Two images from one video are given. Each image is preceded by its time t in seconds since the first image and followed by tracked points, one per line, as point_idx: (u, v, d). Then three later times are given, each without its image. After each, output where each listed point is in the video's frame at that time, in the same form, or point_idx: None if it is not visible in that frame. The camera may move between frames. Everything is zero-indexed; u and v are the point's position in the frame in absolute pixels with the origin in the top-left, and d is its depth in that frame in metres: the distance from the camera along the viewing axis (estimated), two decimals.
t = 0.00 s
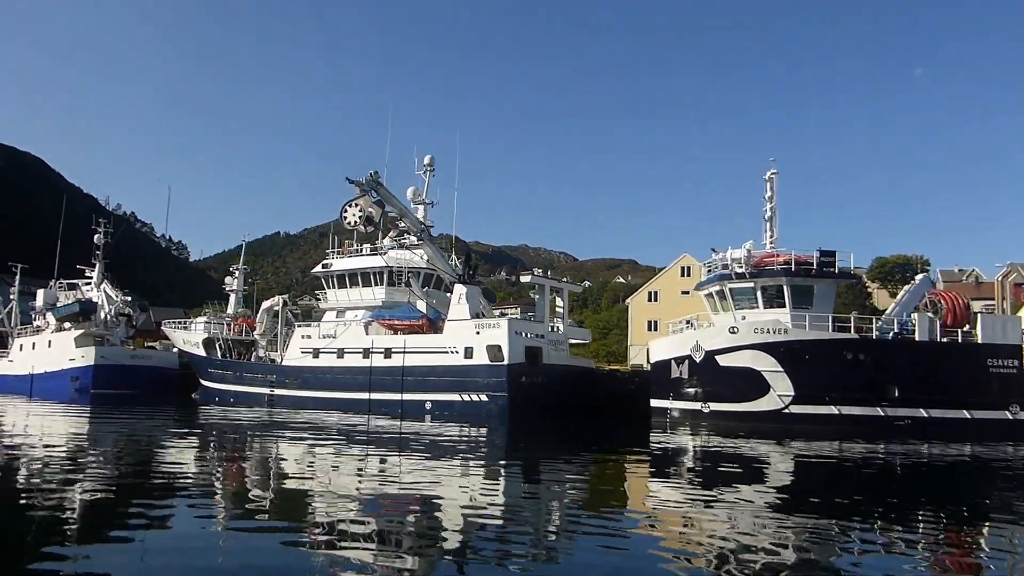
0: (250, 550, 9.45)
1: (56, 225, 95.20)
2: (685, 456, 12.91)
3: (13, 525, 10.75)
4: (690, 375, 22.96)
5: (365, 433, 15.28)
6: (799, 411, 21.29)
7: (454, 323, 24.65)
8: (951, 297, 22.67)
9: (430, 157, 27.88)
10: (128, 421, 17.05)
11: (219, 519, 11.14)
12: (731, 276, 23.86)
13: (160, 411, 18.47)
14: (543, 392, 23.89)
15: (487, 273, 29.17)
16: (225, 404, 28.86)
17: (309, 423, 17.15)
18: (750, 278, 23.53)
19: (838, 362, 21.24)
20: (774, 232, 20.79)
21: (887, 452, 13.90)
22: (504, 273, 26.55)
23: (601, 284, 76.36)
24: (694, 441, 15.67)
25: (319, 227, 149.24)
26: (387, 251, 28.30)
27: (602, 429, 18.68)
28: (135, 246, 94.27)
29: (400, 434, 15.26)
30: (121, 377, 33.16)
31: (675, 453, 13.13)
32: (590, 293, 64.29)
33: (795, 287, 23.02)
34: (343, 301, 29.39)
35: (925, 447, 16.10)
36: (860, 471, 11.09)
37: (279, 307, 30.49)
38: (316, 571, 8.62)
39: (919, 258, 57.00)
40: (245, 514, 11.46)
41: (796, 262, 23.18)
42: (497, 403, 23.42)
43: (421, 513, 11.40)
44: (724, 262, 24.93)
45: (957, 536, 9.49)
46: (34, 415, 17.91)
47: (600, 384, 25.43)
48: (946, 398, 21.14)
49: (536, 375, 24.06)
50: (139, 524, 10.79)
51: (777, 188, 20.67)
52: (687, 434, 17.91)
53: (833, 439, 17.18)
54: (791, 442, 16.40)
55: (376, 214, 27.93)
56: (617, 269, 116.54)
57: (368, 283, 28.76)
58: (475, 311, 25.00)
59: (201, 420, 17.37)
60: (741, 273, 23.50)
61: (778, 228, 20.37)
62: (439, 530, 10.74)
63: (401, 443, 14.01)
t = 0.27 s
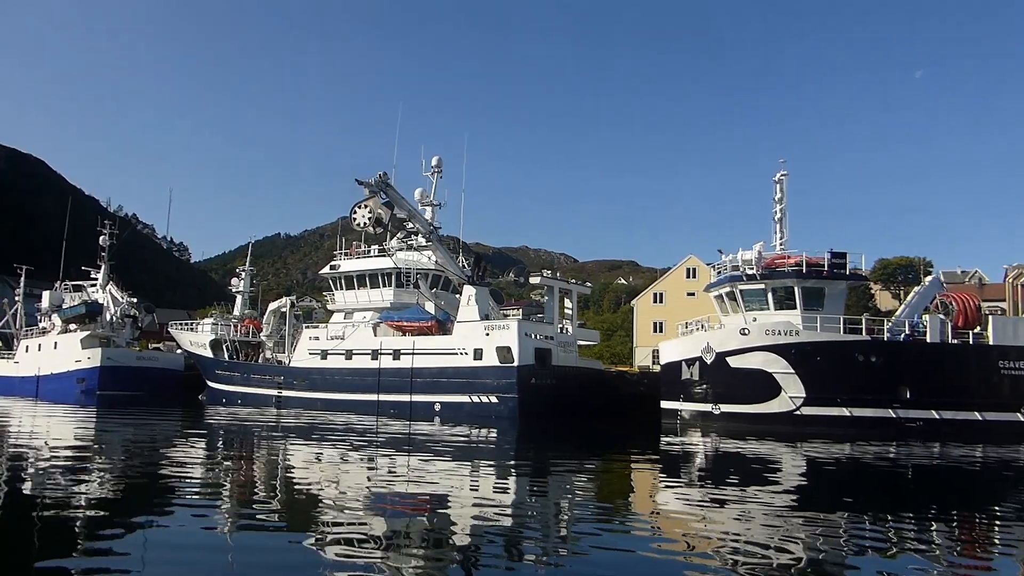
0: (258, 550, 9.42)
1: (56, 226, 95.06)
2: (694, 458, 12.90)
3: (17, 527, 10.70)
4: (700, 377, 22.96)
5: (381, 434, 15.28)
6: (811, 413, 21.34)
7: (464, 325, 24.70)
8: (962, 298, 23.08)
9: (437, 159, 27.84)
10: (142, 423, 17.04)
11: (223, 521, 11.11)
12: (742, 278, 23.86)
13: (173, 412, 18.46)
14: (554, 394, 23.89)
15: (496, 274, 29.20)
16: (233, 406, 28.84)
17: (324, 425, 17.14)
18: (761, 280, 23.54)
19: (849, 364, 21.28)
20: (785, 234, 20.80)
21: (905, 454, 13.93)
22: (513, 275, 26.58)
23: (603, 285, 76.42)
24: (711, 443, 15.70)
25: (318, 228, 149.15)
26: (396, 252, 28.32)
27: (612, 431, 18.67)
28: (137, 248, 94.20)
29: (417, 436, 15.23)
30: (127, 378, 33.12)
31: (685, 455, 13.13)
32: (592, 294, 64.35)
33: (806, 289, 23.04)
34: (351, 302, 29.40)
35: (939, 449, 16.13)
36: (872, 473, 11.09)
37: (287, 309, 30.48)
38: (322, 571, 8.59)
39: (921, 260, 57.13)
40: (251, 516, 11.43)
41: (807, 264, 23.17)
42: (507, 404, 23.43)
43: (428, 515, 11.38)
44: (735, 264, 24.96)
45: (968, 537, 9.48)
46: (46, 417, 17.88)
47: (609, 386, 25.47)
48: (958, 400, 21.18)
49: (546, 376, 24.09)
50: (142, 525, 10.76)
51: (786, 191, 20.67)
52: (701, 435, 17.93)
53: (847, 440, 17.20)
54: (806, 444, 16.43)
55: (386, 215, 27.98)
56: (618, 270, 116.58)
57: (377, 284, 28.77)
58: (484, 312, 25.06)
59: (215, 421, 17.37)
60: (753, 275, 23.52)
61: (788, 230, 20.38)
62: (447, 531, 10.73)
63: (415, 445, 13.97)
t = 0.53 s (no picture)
0: (267, 552, 9.41)
1: (59, 228, 95.04)
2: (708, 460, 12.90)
3: (26, 527, 10.71)
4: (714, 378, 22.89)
5: (402, 437, 15.31)
6: (826, 414, 21.39)
7: (477, 326, 24.75)
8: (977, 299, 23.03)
9: (447, 160, 27.80)
10: (160, 424, 17.03)
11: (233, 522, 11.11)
12: (756, 279, 23.87)
13: (189, 414, 18.46)
14: (567, 395, 23.95)
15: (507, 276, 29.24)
16: (243, 408, 28.84)
17: (344, 428, 17.14)
18: (775, 281, 23.55)
19: (864, 365, 21.33)
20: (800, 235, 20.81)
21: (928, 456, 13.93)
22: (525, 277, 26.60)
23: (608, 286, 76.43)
24: (733, 445, 15.71)
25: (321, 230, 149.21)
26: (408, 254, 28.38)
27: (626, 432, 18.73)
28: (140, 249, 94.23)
29: (439, 439, 15.24)
30: (135, 380, 33.12)
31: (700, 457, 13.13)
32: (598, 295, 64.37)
33: (821, 290, 23.04)
34: (361, 304, 29.45)
35: (958, 451, 16.12)
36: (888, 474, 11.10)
37: (297, 310, 30.48)
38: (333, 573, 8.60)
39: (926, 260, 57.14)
40: (261, 517, 11.43)
41: (822, 265, 23.17)
42: (521, 406, 23.47)
43: (440, 515, 11.37)
44: (749, 265, 24.97)
45: (985, 538, 9.45)
46: (61, 419, 17.87)
47: (621, 387, 25.54)
48: (973, 401, 21.19)
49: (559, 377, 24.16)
50: (152, 526, 10.78)
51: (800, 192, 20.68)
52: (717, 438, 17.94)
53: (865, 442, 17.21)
54: (825, 445, 16.43)
55: (399, 217, 28.01)
56: (620, 271, 116.57)
57: (388, 286, 28.80)
58: (497, 314, 25.11)
59: (234, 423, 17.38)
60: (767, 276, 23.53)
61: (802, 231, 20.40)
62: (460, 532, 10.74)
63: (435, 448, 14.00)
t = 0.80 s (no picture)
0: (282, 552, 9.41)
1: (64, 228, 95.15)
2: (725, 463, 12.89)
3: (39, 527, 10.72)
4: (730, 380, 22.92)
5: (425, 438, 15.31)
6: (844, 416, 21.39)
7: (492, 328, 24.74)
8: (994, 301, 23.29)
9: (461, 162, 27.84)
10: (180, 426, 17.06)
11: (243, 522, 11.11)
12: (773, 281, 23.86)
13: (208, 416, 18.47)
14: (582, 397, 23.85)
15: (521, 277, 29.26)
16: (256, 409, 28.87)
17: (365, 429, 17.14)
18: (792, 282, 23.54)
19: (881, 367, 21.33)
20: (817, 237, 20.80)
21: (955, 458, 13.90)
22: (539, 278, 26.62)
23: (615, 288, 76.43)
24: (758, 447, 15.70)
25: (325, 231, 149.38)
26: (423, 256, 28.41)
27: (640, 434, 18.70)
28: (145, 251, 94.36)
29: (462, 441, 15.24)
30: (146, 380, 33.16)
31: (716, 459, 13.11)
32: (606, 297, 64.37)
33: (838, 291, 23.02)
34: (374, 305, 29.48)
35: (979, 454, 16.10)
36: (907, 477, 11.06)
37: (310, 311, 30.51)
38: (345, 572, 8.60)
39: (934, 262, 57.07)
40: (272, 518, 11.43)
41: (840, 266, 23.14)
42: (536, 408, 23.42)
43: (454, 517, 11.37)
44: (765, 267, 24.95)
45: (1007, 541, 9.41)
46: (80, 419, 17.89)
47: (634, 389, 25.53)
48: (992, 403, 21.16)
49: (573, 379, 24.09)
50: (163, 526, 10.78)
51: (816, 194, 20.69)
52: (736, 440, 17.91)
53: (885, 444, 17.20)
54: (845, 448, 16.41)
55: (414, 219, 28.03)
56: (625, 272, 116.57)
57: (402, 287, 28.80)
58: (512, 315, 25.11)
59: (254, 424, 17.39)
60: (784, 278, 23.51)
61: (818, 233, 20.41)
62: (474, 533, 10.73)
63: (457, 450, 14.01)
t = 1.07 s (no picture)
0: (293, 553, 9.40)
1: (71, 230, 95.46)
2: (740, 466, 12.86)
3: (51, 527, 10.77)
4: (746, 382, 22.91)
5: (447, 441, 15.32)
6: (860, 418, 21.35)
7: (506, 330, 24.75)
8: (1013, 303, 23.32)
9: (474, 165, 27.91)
10: (200, 428, 17.09)
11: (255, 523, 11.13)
12: (788, 282, 23.86)
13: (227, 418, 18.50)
14: (597, 398, 23.87)
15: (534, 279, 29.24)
16: (269, 411, 28.91)
17: (386, 431, 17.15)
18: (808, 284, 23.53)
19: (898, 368, 21.30)
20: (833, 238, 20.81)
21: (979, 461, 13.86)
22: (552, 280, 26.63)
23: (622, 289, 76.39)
24: (780, 450, 15.68)
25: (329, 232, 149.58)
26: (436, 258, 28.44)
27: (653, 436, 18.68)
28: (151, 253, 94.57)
29: (485, 443, 15.25)
30: (157, 382, 33.21)
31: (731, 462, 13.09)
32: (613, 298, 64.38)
33: (855, 292, 23.01)
34: (386, 307, 29.52)
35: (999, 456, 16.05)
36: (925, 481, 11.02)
37: (322, 313, 30.54)
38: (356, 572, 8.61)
39: (943, 263, 56.98)
40: (282, 520, 11.44)
41: (856, 268, 23.13)
42: (551, 409, 23.42)
43: (467, 519, 11.36)
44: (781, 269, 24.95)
45: None
46: (97, 421, 17.95)
47: (648, 390, 25.53)
48: (1011, 405, 21.10)
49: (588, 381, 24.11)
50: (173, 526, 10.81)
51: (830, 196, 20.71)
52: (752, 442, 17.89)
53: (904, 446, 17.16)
54: (865, 450, 16.37)
55: (428, 221, 28.06)
56: (630, 274, 116.52)
57: (415, 289, 28.83)
58: (526, 317, 25.13)
59: (274, 426, 17.41)
60: (800, 279, 23.51)
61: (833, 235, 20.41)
62: (487, 534, 10.74)
63: (479, 452, 14.02)
